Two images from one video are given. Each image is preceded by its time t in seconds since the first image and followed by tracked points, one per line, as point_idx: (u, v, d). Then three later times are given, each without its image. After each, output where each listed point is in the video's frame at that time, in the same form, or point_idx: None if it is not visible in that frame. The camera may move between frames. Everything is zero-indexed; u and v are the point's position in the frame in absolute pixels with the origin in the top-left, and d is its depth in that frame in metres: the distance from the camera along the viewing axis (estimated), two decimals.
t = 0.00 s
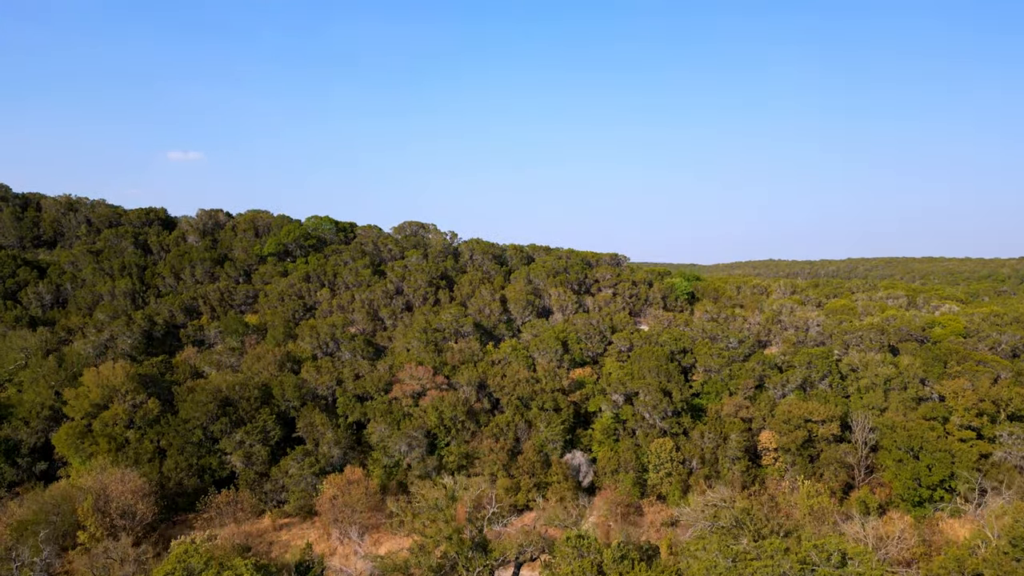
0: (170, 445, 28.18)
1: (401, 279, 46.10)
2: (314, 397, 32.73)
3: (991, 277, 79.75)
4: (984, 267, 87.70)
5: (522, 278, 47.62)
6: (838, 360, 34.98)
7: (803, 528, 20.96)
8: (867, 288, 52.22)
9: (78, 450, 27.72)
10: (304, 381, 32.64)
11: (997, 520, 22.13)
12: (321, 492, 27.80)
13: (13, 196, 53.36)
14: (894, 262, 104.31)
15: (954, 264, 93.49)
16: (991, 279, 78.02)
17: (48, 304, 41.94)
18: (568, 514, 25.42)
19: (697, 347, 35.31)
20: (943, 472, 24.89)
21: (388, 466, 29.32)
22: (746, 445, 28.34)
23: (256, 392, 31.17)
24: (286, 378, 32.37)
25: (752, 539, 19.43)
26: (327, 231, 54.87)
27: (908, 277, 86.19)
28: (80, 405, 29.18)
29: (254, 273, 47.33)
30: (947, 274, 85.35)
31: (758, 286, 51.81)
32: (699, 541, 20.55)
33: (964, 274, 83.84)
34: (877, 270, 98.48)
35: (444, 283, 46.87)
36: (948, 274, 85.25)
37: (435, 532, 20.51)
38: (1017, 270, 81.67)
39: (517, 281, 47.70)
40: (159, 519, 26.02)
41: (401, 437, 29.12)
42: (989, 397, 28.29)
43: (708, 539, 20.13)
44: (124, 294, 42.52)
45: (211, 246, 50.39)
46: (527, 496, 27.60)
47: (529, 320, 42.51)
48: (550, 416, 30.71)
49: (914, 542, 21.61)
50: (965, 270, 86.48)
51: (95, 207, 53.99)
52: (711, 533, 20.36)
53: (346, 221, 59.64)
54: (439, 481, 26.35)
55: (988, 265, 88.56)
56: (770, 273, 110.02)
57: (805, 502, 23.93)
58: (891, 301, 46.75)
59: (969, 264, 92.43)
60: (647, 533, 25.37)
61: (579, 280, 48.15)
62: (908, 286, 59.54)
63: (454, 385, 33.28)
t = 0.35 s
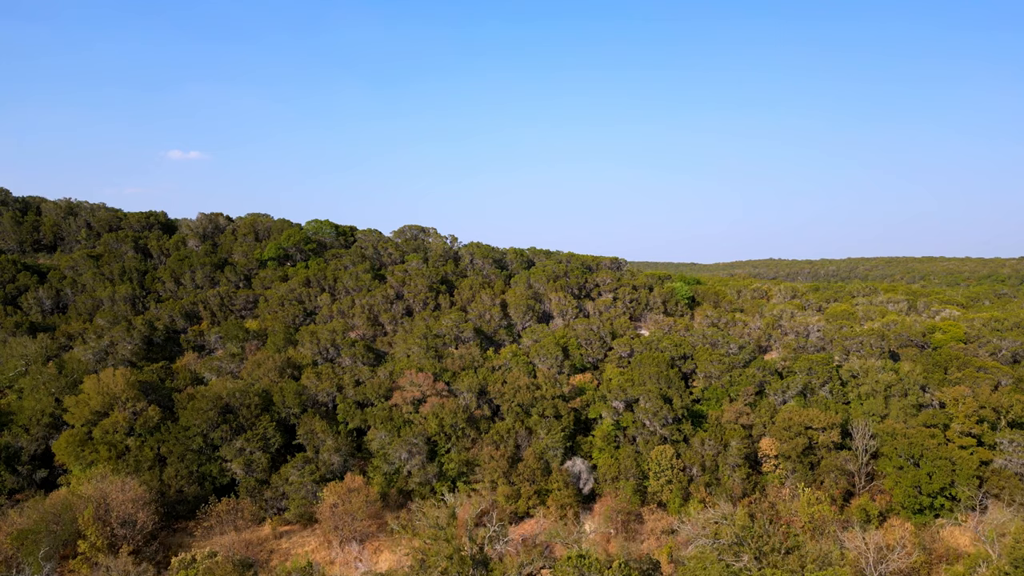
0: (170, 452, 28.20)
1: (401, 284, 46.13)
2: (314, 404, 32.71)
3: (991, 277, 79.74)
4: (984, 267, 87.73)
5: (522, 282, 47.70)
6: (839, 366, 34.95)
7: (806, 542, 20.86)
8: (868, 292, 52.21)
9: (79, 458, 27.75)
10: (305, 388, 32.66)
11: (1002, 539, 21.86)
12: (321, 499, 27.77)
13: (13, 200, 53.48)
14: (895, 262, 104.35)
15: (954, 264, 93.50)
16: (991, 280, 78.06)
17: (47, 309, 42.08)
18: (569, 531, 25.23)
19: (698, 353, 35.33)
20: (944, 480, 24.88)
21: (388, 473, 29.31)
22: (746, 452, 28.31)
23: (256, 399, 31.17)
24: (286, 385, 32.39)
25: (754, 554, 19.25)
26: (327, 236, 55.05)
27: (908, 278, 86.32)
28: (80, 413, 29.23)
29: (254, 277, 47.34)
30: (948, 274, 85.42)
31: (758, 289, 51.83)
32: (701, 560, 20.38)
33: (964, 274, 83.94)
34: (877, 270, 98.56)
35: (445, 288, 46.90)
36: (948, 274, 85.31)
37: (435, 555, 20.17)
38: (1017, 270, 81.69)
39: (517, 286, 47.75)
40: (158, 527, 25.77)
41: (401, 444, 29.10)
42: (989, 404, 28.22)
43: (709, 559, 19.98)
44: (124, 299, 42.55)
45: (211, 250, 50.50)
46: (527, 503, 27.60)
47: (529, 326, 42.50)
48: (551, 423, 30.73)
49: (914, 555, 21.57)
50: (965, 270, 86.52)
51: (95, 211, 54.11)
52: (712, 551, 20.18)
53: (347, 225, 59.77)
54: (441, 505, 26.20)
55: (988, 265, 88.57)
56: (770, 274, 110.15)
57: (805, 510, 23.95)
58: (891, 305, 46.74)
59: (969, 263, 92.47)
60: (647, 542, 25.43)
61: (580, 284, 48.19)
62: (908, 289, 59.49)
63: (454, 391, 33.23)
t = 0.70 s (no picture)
0: (170, 456, 28.23)
1: (401, 285, 46.14)
2: (314, 406, 32.71)
3: (991, 272, 79.73)
4: (984, 263, 87.67)
5: (522, 283, 47.71)
6: (839, 368, 34.90)
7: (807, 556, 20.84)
8: (868, 291, 52.17)
9: (80, 461, 27.79)
10: (305, 391, 32.68)
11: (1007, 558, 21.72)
12: (322, 503, 27.82)
13: (13, 200, 53.51)
14: (895, 258, 104.40)
15: (955, 260, 93.46)
16: (992, 276, 77.99)
17: (47, 311, 42.20)
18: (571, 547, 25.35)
19: (698, 355, 35.33)
20: (944, 484, 24.92)
21: (388, 476, 29.33)
22: (747, 455, 28.25)
23: (257, 402, 31.16)
24: (287, 387, 32.44)
25: (754, 567, 19.19)
26: (327, 236, 55.06)
27: (908, 275, 86.38)
28: (81, 417, 29.26)
29: (254, 278, 47.33)
30: (948, 270, 85.43)
31: (758, 289, 51.81)
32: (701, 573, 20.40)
33: (965, 270, 84.00)
34: (877, 266, 98.57)
35: (445, 288, 46.88)
36: (949, 270, 85.33)
37: (435, 567, 19.95)
38: (1018, 266, 81.63)
39: (517, 287, 47.74)
40: (160, 530, 25.87)
41: (401, 448, 29.10)
42: (989, 407, 28.18)
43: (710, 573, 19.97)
44: (124, 300, 42.58)
45: (212, 250, 50.52)
46: (528, 507, 27.69)
47: (529, 327, 42.48)
48: (551, 426, 30.72)
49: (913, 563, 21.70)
50: (965, 266, 86.58)
51: (94, 211, 54.15)
52: (713, 565, 20.16)
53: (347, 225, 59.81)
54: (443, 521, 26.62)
55: (989, 261, 88.53)
56: (770, 269, 110.34)
57: (806, 515, 24.13)
58: (891, 305, 46.71)
59: (969, 259, 92.40)
60: (647, 548, 25.64)
61: (580, 285, 48.19)
62: (909, 287, 59.44)
63: (454, 394, 33.17)
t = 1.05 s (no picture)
0: (172, 453, 28.34)
1: (402, 281, 46.15)
2: (315, 403, 32.76)
3: (992, 263, 79.74)
4: (984, 254, 87.58)
5: (522, 279, 47.69)
6: (839, 365, 34.87)
7: (806, 561, 21.41)
8: (868, 286, 52.15)
9: (81, 459, 27.89)
10: (306, 388, 32.72)
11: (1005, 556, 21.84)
12: (323, 500, 27.93)
13: (12, 194, 53.37)
14: (895, 248, 104.41)
15: (955, 251, 93.36)
16: (992, 267, 78.00)
17: (48, 307, 42.22)
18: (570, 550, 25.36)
19: (698, 352, 35.36)
20: (942, 482, 25.01)
21: (389, 473, 29.44)
22: (746, 452, 28.29)
23: (258, 399, 31.23)
24: (288, 384, 32.48)
25: None
26: (327, 231, 55.01)
27: (908, 266, 86.44)
28: (82, 415, 29.34)
29: (254, 274, 47.34)
30: (948, 260, 85.44)
31: (758, 284, 51.79)
32: None
33: (964, 260, 84.07)
34: (877, 256, 98.61)
35: (445, 284, 46.85)
36: (949, 260, 85.36)
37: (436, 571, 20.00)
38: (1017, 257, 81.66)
39: (517, 282, 47.72)
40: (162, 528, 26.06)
41: (402, 445, 29.19)
42: (988, 405, 28.16)
43: None
44: (124, 296, 42.52)
45: (212, 245, 50.47)
46: (528, 504, 27.86)
47: (529, 323, 42.44)
48: (551, 423, 30.79)
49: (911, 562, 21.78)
50: (965, 256, 86.69)
51: (94, 206, 54.06)
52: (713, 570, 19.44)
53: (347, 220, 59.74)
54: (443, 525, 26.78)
55: (988, 251, 88.48)
56: (770, 259, 110.44)
57: (804, 513, 24.24)
58: (891, 301, 46.68)
59: (969, 250, 92.30)
60: (648, 547, 25.70)
61: (580, 280, 48.16)
62: (908, 280, 59.42)
63: (454, 391, 33.19)
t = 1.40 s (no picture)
0: (174, 443, 28.51)
1: (402, 269, 46.04)
2: (316, 393, 32.90)
3: (992, 247, 79.57)
4: (985, 237, 87.27)
5: (522, 267, 47.56)
6: (838, 355, 34.89)
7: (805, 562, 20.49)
8: (868, 273, 51.97)
9: (84, 449, 28.06)
10: (306, 378, 32.82)
11: (1001, 553, 22.01)
12: (324, 490, 28.18)
13: (10, 181, 53.09)
14: (896, 232, 104.12)
15: (956, 234, 93.01)
16: (992, 251, 77.88)
17: (48, 296, 42.20)
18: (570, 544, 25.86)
19: (698, 341, 35.40)
20: (940, 472, 25.18)
21: (390, 463, 29.63)
22: (745, 443, 28.40)
23: (260, 389, 31.34)
24: (289, 373, 32.61)
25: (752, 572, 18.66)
26: (327, 219, 54.80)
27: (909, 250, 86.24)
28: (85, 405, 29.44)
29: (254, 262, 47.23)
30: (949, 244, 85.19)
31: (759, 272, 51.64)
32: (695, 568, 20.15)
33: (965, 244, 83.88)
34: (879, 240, 98.41)
35: (445, 273, 46.72)
36: (950, 244, 85.11)
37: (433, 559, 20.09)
38: (1018, 241, 81.43)
39: (517, 270, 47.62)
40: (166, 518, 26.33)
41: (402, 435, 29.35)
42: (987, 395, 28.15)
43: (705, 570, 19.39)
44: (124, 285, 42.47)
45: (211, 233, 50.29)
46: (528, 494, 28.08)
47: (529, 312, 42.40)
48: (551, 413, 30.90)
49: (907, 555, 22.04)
50: (965, 240, 86.50)
51: (93, 193, 53.84)
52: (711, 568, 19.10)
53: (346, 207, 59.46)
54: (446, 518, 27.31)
55: (989, 235, 88.24)
56: (771, 242, 110.30)
57: (802, 504, 24.49)
58: (891, 289, 46.56)
59: (970, 233, 92.00)
60: (646, 536, 26.00)
61: (580, 269, 48.05)
62: (908, 266, 59.26)
63: (455, 381, 33.25)
